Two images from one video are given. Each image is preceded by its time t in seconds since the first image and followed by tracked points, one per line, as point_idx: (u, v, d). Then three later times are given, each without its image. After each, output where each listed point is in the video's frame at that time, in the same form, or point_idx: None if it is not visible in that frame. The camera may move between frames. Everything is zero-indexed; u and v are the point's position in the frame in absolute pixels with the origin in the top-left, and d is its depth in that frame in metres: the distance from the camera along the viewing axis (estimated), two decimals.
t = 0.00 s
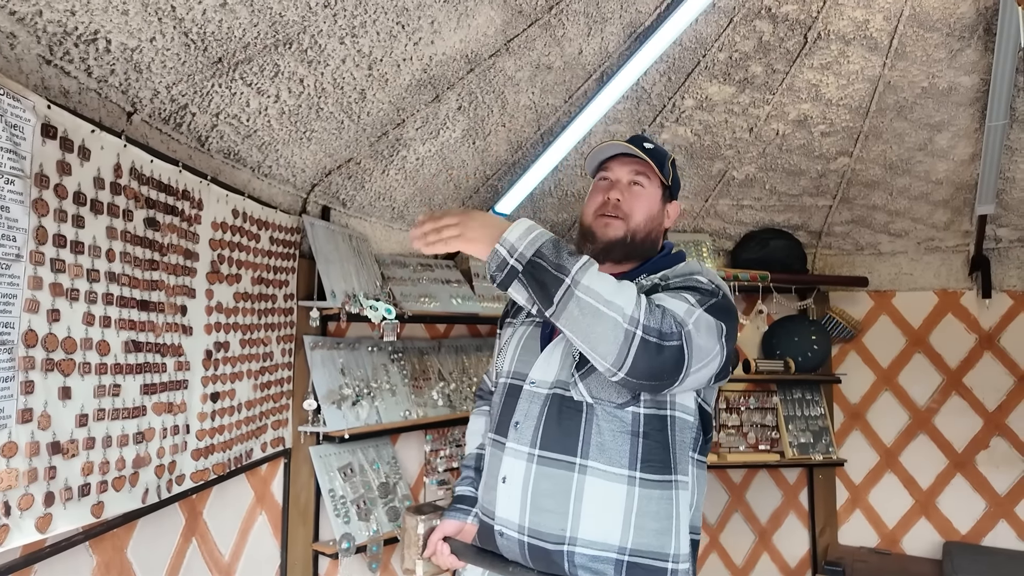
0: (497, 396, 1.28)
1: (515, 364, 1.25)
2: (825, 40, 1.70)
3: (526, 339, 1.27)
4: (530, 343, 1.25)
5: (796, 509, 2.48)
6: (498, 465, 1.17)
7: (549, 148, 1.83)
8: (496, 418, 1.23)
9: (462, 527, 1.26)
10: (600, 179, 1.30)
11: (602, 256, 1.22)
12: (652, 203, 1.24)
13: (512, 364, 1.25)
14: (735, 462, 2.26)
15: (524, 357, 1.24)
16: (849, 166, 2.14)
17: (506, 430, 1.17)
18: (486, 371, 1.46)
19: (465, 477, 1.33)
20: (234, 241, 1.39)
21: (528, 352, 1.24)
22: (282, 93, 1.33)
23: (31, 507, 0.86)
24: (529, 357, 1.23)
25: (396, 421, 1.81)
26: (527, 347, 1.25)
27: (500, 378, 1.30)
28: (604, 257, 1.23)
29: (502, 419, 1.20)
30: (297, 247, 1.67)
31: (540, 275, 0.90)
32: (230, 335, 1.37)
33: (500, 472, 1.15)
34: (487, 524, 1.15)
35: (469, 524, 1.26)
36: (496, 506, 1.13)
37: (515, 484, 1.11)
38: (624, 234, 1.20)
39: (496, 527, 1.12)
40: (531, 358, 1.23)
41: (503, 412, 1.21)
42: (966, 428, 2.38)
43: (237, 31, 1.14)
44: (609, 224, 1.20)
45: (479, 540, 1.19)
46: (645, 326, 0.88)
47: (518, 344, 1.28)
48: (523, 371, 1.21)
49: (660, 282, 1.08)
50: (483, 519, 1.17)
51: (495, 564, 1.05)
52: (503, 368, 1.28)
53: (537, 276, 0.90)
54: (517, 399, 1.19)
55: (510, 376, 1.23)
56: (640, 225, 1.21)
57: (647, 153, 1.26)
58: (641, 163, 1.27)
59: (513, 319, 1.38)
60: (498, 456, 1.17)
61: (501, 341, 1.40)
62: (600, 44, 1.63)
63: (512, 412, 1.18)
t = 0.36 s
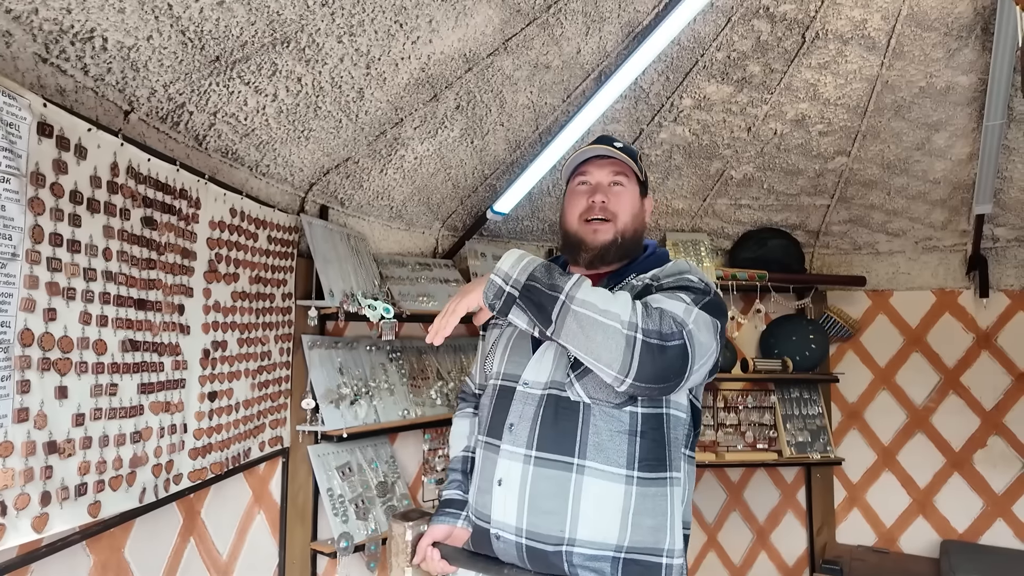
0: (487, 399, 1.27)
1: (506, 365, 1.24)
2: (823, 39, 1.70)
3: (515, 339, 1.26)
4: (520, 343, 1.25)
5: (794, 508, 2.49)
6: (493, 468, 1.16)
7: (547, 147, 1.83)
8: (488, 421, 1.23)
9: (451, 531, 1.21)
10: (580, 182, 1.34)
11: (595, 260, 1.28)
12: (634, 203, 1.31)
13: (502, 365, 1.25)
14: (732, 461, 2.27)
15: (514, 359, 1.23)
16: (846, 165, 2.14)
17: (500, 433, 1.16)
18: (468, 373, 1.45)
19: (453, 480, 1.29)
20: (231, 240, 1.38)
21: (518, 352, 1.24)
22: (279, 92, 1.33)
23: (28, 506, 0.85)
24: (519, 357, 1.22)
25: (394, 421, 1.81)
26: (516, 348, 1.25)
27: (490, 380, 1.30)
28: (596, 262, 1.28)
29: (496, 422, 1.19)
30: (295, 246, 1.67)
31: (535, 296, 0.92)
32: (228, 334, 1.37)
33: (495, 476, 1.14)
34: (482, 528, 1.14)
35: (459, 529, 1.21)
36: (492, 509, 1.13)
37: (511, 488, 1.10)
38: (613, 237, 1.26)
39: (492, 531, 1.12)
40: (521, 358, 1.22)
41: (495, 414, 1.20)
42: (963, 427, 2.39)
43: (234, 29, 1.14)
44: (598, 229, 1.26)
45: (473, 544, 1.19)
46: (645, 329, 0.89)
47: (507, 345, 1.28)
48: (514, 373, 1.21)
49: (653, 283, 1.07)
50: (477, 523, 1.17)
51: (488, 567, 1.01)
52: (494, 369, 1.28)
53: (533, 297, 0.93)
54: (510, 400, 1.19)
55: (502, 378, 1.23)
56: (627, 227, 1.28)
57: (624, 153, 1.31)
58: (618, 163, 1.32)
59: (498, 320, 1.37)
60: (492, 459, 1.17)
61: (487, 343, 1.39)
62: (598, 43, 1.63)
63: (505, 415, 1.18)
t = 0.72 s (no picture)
0: (485, 398, 1.27)
1: (505, 363, 1.23)
2: (826, 37, 1.70)
3: (513, 337, 1.25)
4: (519, 340, 1.24)
5: (795, 505, 2.49)
6: (497, 467, 1.15)
7: (550, 145, 1.83)
8: (489, 420, 1.22)
9: (449, 532, 1.21)
10: (571, 183, 1.35)
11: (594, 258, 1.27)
12: (627, 200, 1.32)
13: (501, 363, 1.24)
14: (733, 459, 2.27)
15: (513, 357, 1.23)
16: (848, 164, 2.15)
17: (504, 431, 1.16)
18: (458, 373, 1.44)
19: (449, 482, 1.28)
20: (236, 237, 1.38)
21: (518, 351, 1.23)
22: (284, 88, 1.32)
23: (35, 503, 0.85)
24: (519, 356, 1.22)
25: (396, 418, 1.81)
26: (515, 346, 1.24)
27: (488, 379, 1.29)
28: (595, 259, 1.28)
29: (498, 421, 1.18)
30: (299, 244, 1.67)
31: (558, 295, 0.91)
32: (232, 331, 1.36)
33: (501, 474, 1.13)
34: (487, 528, 1.13)
35: (457, 530, 1.21)
36: (497, 509, 1.12)
37: (518, 486, 1.10)
38: (610, 233, 1.26)
39: (499, 529, 1.11)
40: (521, 357, 1.22)
41: (496, 414, 1.20)
42: (963, 425, 2.40)
43: (240, 25, 1.13)
44: (595, 227, 1.27)
45: (475, 545, 1.17)
46: (668, 332, 0.90)
47: (505, 342, 1.26)
48: (516, 371, 1.21)
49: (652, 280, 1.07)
50: (480, 523, 1.15)
51: (490, 568, 1.00)
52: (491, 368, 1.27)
53: (554, 296, 0.91)
54: (512, 399, 1.18)
55: (503, 377, 1.22)
56: (622, 222, 1.28)
57: (614, 152, 1.33)
58: (608, 162, 1.34)
59: (492, 319, 1.36)
60: (495, 458, 1.16)
61: (482, 342, 1.38)
62: (602, 41, 1.63)
63: (508, 413, 1.17)
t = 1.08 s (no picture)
0: (483, 399, 1.25)
1: (504, 365, 1.22)
2: (827, 36, 1.72)
3: (508, 340, 1.25)
4: (516, 342, 1.24)
5: (794, 502, 2.51)
6: (501, 466, 1.15)
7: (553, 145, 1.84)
8: (488, 421, 1.21)
9: (448, 534, 1.18)
10: (555, 187, 1.36)
11: (583, 254, 1.26)
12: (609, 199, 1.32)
13: (499, 365, 1.23)
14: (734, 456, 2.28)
15: (512, 357, 1.22)
16: (848, 162, 2.16)
17: (507, 431, 1.16)
18: (444, 375, 1.40)
19: (444, 483, 1.25)
20: (243, 235, 1.39)
21: (516, 352, 1.22)
22: (290, 88, 1.33)
23: (50, 498, 0.86)
24: (517, 356, 1.21)
25: (400, 415, 1.82)
26: (512, 347, 1.23)
27: (484, 381, 1.27)
28: (583, 256, 1.27)
29: (499, 421, 1.18)
30: (303, 242, 1.67)
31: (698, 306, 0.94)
32: (239, 329, 1.37)
33: (505, 473, 1.14)
34: (492, 527, 1.13)
35: (456, 532, 1.19)
36: (503, 507, 1.13)
37: (524, 485, 1.11)
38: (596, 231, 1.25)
39: (504, 528, 1.11)
40: (520, 357, 1.21)
41: (497, 413, 1.19)
42: (961, 423, 2.42)
43: (248, 25, 1.14)
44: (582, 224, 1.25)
45: (478, 544, 1.16)
46: (763, 363, 1.03)
47: (501, 344, 1.25)
48: (516, 371, 1.20)
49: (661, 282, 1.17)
50: (485, 522, 1.15)
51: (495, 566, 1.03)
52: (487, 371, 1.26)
53: (700, 311, 0.94)
54: (514, 399, 1.18)
55: (501, 378, 1.22)
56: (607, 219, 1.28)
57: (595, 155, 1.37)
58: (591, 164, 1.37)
59: (483, 321, 1.34)
60: (499, 458, 1.16)
61: (472, 344, 1.36)
62: (604, 40, 1.64)
63: (511, 412, 1.17)
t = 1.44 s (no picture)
0: (473, 399, 1.26)
1: (498, 364, 1.24)
2: (823, 38, 1.73)
3: (499, 340, 1.26)
4: (507, 342, 1.25)
5: (791, 499, 2.53)
6: (501, 463, 1.16)
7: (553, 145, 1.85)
8: (483, 421, 1.22)
9: (441, 535, 1.18)
10: (538, 192, 1.38)
11: (568, 258, 1.30)
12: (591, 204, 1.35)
13: (491, 365, 1.24)
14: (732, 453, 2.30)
15: (506, 357, 1.23)
16: (845, 163, 2.18)
17: (506, 430, 1.18)
18: (427, 376, 1.40)
19: (434, 485, 1.25)
20: (246, 235, 1.41)
21: (509, 351, 1.24)
22: (293, 90, 1.35)
23: (58, 493, 0.88)
24: (510, 355, 1.23)
25: (401, 413, 1.85)
26: (504, 347, 1.25)
27: (474, 380, 1.27)
28: (568, 259, 1.30)
29: (495, 420, 1.20)
30: (305, 242, 1.69)
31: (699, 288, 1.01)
32: (242, 328, 1.39)
33: (505, 471, 1.15)
34: (493, 524, 1.14)
35: (449, 532, 1.19)
36: (503, 504, 1.14)
37: (525, 482, 1.13)
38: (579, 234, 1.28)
39: (506, 524, 1.12)
40: (514, 356, 1.23)
41: (494, 413, 1.20)
42: (957, 420, 2.44)
43: (252, 28, 1.16)
44: (566, 227, 1.28)
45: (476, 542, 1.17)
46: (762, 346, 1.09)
47: (491, 346, 1.26)
48: (510, 371, 1.22)
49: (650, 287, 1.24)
50: (484, 520, 1.16)
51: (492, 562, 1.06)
52: (479, 371, 1.26)
53: (704, 290, 1.01)
54: (511, 399, 1.20)
55: (496, 378, 1.23)
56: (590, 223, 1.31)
57: (575, 160, 1.40)
58: (573, 168, 1.40)
59: (470, 321, 1.35)
60: (498, 456, 1.17)
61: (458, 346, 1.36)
62: (603, 42, 1.66)
63: (506, 412, 1.19)
